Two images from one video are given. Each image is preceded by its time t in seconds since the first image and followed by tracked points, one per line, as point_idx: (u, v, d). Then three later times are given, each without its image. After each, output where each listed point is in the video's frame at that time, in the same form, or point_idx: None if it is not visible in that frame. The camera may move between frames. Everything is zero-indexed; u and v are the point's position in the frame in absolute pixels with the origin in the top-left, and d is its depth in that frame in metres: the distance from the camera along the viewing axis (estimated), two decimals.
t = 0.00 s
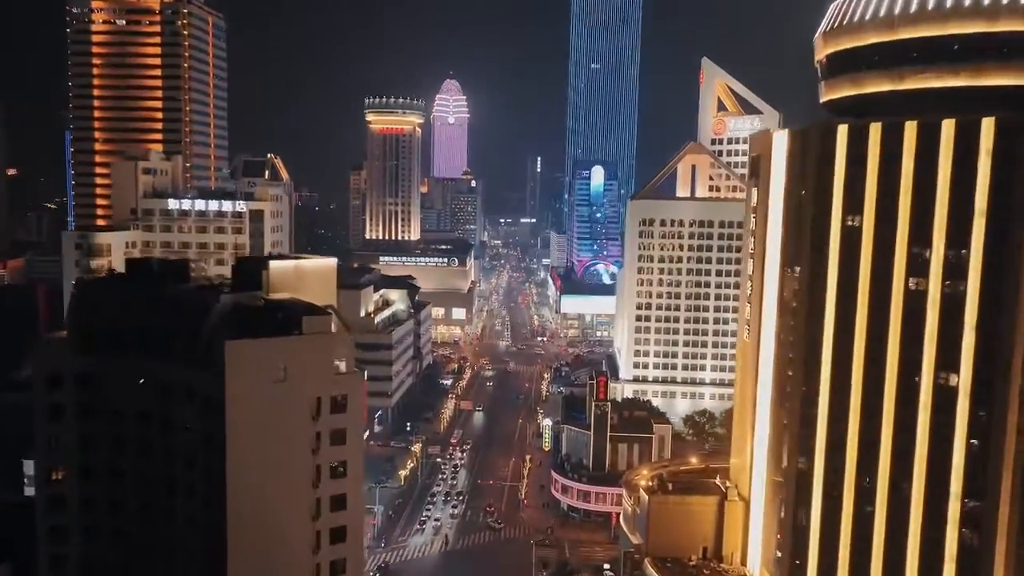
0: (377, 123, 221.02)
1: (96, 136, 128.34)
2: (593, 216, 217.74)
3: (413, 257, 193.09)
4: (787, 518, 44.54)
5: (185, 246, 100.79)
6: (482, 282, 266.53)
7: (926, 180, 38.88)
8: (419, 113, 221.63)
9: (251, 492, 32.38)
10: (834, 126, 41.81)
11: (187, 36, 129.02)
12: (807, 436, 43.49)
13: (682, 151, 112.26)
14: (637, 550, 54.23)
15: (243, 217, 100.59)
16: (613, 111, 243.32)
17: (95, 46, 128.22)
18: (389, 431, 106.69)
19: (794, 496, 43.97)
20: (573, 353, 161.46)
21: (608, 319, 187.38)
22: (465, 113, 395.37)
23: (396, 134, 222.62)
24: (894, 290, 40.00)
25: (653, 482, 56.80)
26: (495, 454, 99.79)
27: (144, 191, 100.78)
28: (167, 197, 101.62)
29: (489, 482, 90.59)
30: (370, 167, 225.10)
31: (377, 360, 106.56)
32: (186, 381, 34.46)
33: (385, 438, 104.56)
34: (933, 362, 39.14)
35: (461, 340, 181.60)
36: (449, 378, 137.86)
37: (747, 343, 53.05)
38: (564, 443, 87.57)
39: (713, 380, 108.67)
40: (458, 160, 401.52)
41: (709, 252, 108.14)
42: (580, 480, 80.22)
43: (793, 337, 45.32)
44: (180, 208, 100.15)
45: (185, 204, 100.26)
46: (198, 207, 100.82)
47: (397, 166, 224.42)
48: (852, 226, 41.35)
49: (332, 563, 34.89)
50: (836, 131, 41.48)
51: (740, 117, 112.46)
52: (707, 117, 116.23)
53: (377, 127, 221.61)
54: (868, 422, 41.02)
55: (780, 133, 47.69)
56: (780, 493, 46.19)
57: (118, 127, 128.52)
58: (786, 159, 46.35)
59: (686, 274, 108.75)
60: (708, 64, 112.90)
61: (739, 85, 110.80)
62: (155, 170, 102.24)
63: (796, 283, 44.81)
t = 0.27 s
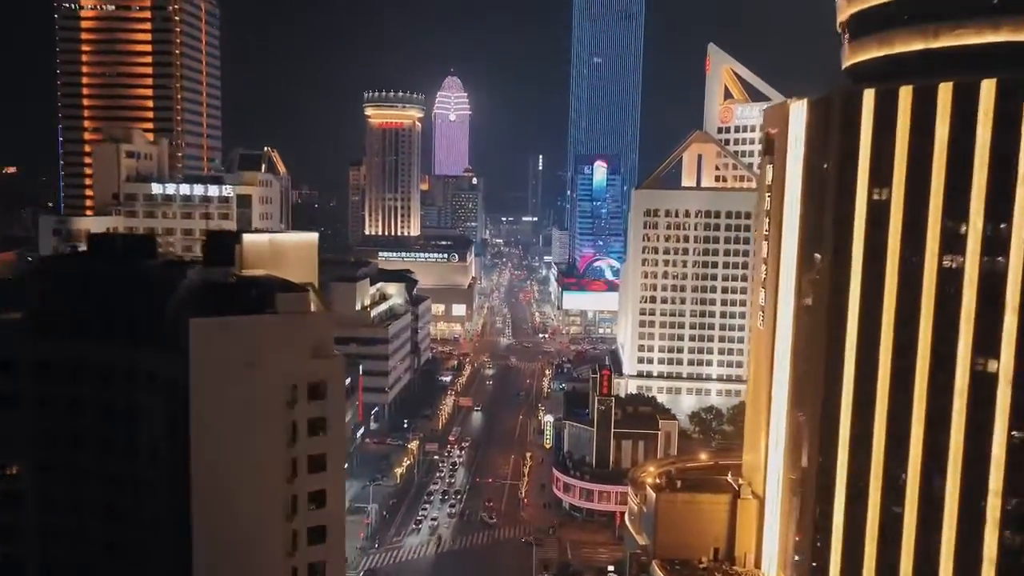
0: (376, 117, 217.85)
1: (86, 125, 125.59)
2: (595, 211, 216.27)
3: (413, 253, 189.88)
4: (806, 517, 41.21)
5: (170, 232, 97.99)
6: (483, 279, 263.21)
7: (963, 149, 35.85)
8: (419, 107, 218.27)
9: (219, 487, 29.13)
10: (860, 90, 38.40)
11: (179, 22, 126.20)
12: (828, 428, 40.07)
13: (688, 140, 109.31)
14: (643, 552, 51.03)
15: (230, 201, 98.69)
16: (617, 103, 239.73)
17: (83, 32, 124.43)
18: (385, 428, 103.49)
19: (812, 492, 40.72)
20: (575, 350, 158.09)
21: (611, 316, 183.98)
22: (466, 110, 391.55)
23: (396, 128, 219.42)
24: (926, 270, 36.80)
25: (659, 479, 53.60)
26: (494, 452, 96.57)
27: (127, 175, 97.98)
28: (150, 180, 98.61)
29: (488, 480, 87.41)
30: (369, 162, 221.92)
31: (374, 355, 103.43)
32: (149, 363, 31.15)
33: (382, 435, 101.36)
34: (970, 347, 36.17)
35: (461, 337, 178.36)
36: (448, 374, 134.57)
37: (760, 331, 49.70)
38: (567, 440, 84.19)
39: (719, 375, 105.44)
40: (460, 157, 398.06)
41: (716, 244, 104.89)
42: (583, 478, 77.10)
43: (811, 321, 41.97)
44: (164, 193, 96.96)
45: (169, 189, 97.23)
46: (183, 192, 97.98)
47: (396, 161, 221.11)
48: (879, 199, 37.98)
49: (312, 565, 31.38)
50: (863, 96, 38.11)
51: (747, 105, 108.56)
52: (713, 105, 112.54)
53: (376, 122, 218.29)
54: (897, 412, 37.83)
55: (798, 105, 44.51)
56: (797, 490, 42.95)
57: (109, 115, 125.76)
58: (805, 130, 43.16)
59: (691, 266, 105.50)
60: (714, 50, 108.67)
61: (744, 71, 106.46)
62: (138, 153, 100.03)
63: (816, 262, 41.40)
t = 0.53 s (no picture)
0: (376, 110, 214.36)
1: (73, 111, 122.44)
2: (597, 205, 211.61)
3: (412, 248, 186.38)
4: (834, 515, 37.67)
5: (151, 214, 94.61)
6: (484, 276, 259.67)
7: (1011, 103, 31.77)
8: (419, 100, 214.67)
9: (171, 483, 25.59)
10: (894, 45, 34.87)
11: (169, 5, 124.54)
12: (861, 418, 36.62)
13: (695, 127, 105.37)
14: (652, 554, 47.38)
15: (215, 181, 95.81)
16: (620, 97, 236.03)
17: (69, 15, 120.91)
18: (381, 425, 99.88)
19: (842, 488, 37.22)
20: (578, 346, 154.40)
21: (615, 312, 180.19)
22: (468, 106, 387.49)
23: (395, 121, 215.85)
24: (971, 244, 32.97)
25: (668, 476, 49.98)
26: (494, 449, 92.91)
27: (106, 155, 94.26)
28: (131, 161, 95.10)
29: (486, 478, 83.82)
30: (368, 156, 218.49)
31: (368, 348, 99.54)
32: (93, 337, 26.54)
33: (377, 432, 97.74)
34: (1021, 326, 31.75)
35: (461, 333, 174.73)
36: (448, 370, 130.88)
37: (779, 316, 46.06)
38: (568, 436, 80.45)
39: (727, 370, 101.98)
40: (461, 153, 394.65)
41: (724, 234, 101.07)
42: (586, 477, 73.52)
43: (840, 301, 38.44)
44: (144, 174, 93.36)
45: (150, 170, 93.62)
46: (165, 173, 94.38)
47: (396, 155, 217.61)
48: (915, 164, 34.33)
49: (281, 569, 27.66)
50: (896, 52, 34.61)
51: (755, 89, 104.73)
52: (721, 91, 108.99)
53: (376, 115, 214.83)
54: (936, 399, 33.96)
55: (822, 67, 40.77)
56: (823, 486, 39.28)
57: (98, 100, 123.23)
58: (829, 95, 39.63)
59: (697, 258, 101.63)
60: (721, 33, 104.90)
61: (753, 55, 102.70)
62: (118, 134, 96.34)
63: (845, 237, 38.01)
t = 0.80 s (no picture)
0: (374, 105, 210.78)
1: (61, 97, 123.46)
2: (600, 199, 207.18)
3: (411, 244, 182.69)
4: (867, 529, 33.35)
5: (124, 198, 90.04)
6: (486, 274, 256.01)
7: None
8: (418, 95, 211.08)
9: (108, 491, 22.00)
10: None
11: None
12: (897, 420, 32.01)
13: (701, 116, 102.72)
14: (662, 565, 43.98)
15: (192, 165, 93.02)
16: (624, 92, 232.16)
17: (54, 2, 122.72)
18: (376, 425, 96.12)
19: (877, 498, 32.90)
20: (581, 344, 150.55)
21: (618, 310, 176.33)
22: (470, 104, 383.34)
23: (394, 116, 212.27)
24: None
25: (679, 480, 46.25)
26: (493, 450, 89.07)
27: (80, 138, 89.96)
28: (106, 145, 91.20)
29: (485, 481, 80.00)
30: (367, 152, 215.06)
31: (362, 345, 95.70)
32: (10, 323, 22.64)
33: (372, 432, 93.95)
34: None
35: (461, 331, 171.07)
36: (447, 369, 127.06)
37: (802, 307, 42.10)
38: (571, 437, 76.62)
39: (736, 368, 97.97)
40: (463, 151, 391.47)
41: (732, 226, 97.22)
42: (589, 479, 69.67)
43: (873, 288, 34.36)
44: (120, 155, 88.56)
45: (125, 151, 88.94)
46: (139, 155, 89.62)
47: (395, 151, 214.07)
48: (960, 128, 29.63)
49: None
50: None
51: (765, 77, 100.84)
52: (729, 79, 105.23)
53: (374, 109, 211.25)
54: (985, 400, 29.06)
55: (849, 30, 36.96)
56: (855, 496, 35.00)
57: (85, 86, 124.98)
58: (857, 56, 35.86)
59: (705, 251, 97.77)
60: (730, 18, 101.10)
61: (762, 40, 98.70)
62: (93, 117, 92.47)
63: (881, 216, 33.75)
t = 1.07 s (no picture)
0: (373, 101, 207.90)
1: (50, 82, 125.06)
2: (603, 196, 204.40)
3: (410, 242, 179.62)
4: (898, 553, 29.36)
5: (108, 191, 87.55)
6: (487, 273, 253.21)
7: None
8: (418, 90, 207.91)
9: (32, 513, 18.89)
10: None
11: None
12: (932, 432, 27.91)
13: (708, 108, 98.95)
14: None
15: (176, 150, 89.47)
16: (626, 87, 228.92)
17: None
18: (372, 427, 93.09)
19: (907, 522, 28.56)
20: (582, 343, 147.61)
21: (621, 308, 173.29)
22: (471, 102, 379.11)
23: (393, 112, 209.43)
24: None
25: (689, 488, 43.12)
26: (493, 453, 86.00)
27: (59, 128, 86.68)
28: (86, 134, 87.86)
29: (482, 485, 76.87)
30: (366, 148, 212.14)
31: (356, 344, 92.56)
32: None
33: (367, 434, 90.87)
34: None
35: (461, 331, 168.19)
36: (446, 369, 123.94)
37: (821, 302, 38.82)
38: (573, 440, 73.45)
39: (743, 368, 94.85)
40: (464, 149, 389.04)
41: (739, 221, 94.02)
42: (592, 484, 66.66)
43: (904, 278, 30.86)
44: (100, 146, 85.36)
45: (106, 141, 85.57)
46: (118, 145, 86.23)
47: (394, 147, 211.10)
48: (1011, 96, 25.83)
49: None
50: None
51: (773, 67, 97.62)
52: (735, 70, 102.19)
53: (373, 106, 208.37)
54: None
55: None
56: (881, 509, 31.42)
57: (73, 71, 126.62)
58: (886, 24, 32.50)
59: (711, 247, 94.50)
60: (737, 6, 97.81)
61: (769, 29, 95.38)
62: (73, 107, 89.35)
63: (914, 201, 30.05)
